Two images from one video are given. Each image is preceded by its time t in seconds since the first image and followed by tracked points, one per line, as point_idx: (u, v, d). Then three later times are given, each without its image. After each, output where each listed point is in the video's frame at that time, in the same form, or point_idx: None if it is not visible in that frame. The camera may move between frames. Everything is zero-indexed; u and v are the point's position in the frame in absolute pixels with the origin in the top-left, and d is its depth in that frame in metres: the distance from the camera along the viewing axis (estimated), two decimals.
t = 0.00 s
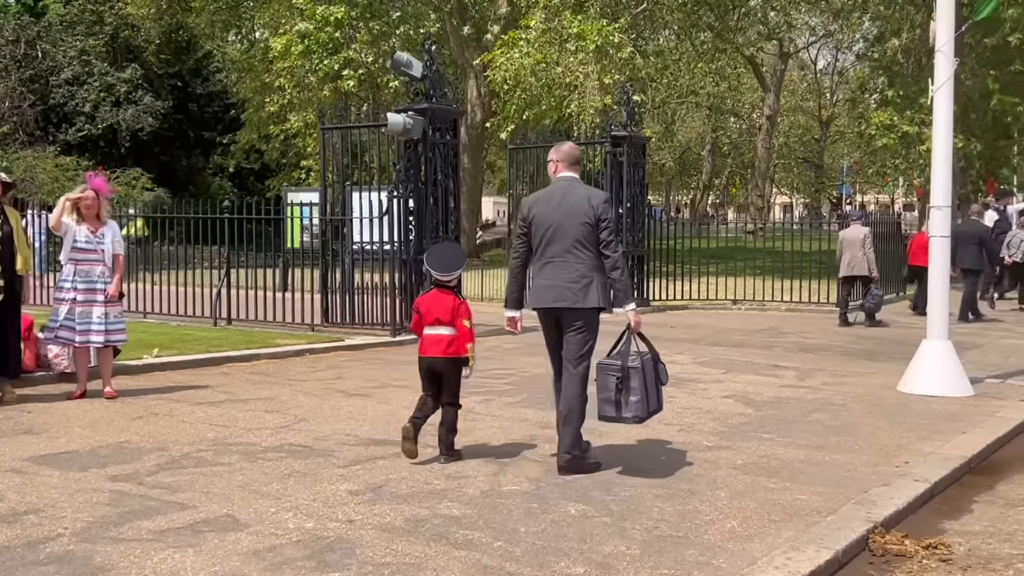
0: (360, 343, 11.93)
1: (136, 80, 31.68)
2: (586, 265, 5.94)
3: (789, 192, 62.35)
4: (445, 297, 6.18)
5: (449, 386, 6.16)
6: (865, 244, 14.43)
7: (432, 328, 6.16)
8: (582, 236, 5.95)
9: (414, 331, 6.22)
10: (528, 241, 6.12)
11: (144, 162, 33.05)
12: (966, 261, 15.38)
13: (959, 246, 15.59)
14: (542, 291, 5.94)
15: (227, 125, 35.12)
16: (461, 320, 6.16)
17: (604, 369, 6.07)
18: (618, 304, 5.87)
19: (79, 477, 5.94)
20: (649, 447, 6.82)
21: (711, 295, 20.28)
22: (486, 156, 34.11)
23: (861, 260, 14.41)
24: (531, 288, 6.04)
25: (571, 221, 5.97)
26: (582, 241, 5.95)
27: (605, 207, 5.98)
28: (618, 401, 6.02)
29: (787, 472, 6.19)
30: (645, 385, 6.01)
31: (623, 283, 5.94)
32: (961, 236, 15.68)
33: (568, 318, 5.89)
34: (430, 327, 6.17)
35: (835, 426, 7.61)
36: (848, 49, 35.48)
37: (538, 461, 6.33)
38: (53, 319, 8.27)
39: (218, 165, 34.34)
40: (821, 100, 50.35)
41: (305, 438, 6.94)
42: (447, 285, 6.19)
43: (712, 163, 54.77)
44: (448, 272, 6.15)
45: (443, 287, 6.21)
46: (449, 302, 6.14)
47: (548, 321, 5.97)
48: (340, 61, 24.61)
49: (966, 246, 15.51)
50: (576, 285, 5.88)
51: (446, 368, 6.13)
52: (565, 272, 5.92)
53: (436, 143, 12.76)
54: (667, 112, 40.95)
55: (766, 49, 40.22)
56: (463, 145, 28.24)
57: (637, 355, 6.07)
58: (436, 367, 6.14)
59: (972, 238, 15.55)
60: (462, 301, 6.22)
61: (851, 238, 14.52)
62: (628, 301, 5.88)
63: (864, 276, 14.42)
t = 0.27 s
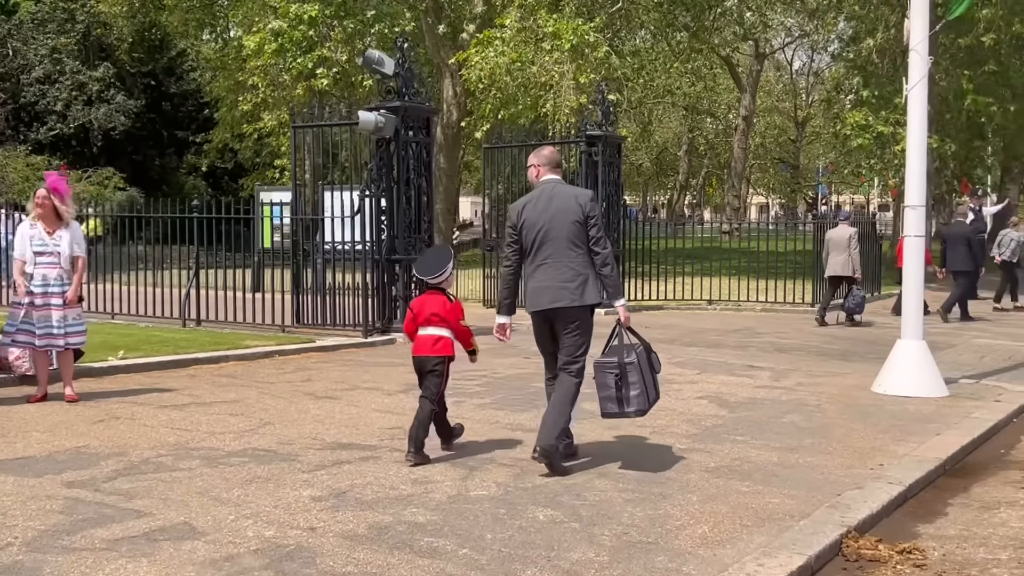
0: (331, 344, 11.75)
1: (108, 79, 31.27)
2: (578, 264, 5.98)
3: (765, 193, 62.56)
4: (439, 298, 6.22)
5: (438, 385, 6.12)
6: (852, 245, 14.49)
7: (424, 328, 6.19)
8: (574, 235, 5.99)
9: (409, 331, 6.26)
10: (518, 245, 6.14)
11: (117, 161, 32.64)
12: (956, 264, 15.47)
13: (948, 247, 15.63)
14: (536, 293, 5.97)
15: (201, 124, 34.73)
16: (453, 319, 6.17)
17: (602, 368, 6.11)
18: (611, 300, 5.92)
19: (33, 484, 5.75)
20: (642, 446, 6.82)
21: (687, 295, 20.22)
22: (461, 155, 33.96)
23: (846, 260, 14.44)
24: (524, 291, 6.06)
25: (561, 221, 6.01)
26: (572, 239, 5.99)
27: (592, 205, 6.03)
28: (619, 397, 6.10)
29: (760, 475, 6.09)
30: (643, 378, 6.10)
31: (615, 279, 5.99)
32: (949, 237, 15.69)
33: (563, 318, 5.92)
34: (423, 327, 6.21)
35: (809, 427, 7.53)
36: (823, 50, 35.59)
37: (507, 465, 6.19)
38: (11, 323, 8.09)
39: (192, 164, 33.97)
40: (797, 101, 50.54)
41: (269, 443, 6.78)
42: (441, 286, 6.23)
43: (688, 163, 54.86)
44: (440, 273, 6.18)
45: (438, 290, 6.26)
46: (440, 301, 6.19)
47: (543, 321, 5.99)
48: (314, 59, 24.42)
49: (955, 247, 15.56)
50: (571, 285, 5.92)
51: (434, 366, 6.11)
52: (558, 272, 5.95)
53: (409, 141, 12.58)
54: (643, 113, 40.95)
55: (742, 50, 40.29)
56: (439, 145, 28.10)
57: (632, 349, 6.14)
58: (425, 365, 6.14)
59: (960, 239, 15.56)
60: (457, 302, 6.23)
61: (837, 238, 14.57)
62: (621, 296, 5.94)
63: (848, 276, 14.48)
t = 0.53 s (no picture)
0: (299, 346, 11.55)
1: (80, 78, 30.91)
2: (561, 263, 6.05)
3: (742, 194, 62.73)
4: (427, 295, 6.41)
5: (429, 380, 6.32)
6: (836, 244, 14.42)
7: (415, 325, 6.38)
8: (556, 234, 6.05)
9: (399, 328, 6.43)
10: (501, 245, 6.19)
11: (89, 161, 32.28)
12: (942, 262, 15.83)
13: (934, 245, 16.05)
14: (521, 293, 6.04)
15: (175, 124, 34.32)
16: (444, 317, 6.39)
17: (592, 365, 6.17)
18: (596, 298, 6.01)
19: None
20: (624, 444, 6.93)
21: (662, 296, 20.16)
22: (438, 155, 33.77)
23: (830, 260, 14.34)
24: (509, 291, 6.13)
25: (543, 221, 6.06)
26: (555, 239, 6.05)
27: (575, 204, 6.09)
28: (610, 394, 6.15)
29: (730, 481, 5.97)
30: (633, 374, 6.17)
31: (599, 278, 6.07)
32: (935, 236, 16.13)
33: (549, 316, 6.00)
34: (414, 324, 6.38)
35: (781, 431, 7.42)
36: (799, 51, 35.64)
37: (472, 472, 6.04)
38: None
39: (165, 164, 33.64)
40: (773, 102, 50.66)
41: (229, 450, 6.60)
42: (428, 284, 6.42)
43: (666, 164, 54.87)
44: (426, 270, 6.36)
45: (426, 286, 6.46)
46: (430, 299, 6.39)
47: (528, 320, 6.06)
48: (287, 58, 24.23)
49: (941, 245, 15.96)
50: (554, 285, 6.00)
51: (427, 363, 6.30)
52: (542, 272, 6.02)
53: (379, 141, 12.40)
54: (619, 113, 40.93)
55: (718, 51, 40.36)
56: (414, 145, 27.90)
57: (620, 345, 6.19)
58: (418, 363, 6.31)
59: (946, 237, 16.02)
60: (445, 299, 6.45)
61: (822, 239, 14.53)
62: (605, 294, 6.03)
63: (834, 276, 14.38)
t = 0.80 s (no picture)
0: (271, 349, 11.38)
1: (54, 77, 30.55)
2: (557, 270, 6.08)
3: (720, 194, 62.84)
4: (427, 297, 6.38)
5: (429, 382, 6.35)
6: (824, 245, 14.66)
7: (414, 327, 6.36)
8: (554, 241, 6.08)
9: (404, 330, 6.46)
10: (498, 248, 6.20)
11: (62, 161, 31.90)
12: (934, 266, 15.88)
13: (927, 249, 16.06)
14: (517, 298, 6.06)
15: (150, 123, 34.00)
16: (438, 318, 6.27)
17: (580, 371, 6.19)
18: (589, 306, 6.06)
19: None
20: (617, 442, 7.01)
21: (639, 296, 20.09)
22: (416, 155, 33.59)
23: (817, 260, 14.60)
24: (504, 295, 6.15)
25: (542, 227, 6.09)
26: (553, 246, 6.08)
27: (573, 212, 6.11)
28: (597, 401, 6.18)
29: (704, 486, 5.86)
30: (620, 383, 6.21)
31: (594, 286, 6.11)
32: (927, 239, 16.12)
33: (544, 322, 6.03)
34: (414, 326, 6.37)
35: (757, 434, 7.33)
36: (776, 51, 35.68)
37: (442, 478, 5.91)
38: None
39: (140, 164, 33.30)
40: (751, 102, 50.77)
41: (194, 457, 6.43)
42: (430, 285, 6.40)
43: (644, 164, 54.90)
44: (429, 273, 6.38)
45: (427, 288, 6.41)
46: (426, 301, 6.33)
47: (522, 325, 6.08)
48: (262, 57, 23.99)
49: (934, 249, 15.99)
50: (550, 291, 6.03)
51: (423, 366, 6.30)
52: (539, 278, 6.05)
53: (352, 140, 12.20)
54: (598, 113, 40.89)
55: (697, 51, 40.39)
56: (392, 144, 27.72)
57: (609, 354, 6.23)
58: (416, 366, 6.33)
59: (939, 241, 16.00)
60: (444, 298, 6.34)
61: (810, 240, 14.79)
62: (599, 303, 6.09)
63: (821, 277, 14.63)
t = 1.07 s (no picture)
0: (244, 350, 11.19)
1: (28, 75, 30.15)
2: (553, 263, 6.22)
3: (700, 194, 62.93)
4: (429, 292, 6.42)
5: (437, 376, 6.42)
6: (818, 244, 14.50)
7: (419, 321, 6.44)
8: (550, 235, 6.23)
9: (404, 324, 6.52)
10: (494, 243, 6.34)
11: (35, 160, 31.49)
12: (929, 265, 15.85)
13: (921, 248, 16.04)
14: (512, 290, 6.18)
15: (126, 122, 33.61)
16: (446, 312, 6.41)
17: (572, 359, 6.40)
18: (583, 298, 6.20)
19: None
20: (611, 437, 7.13)
21: (617, 296, 20.00)
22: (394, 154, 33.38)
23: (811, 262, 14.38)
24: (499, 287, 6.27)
25: (539, 222, 6.24)
26: (548, 240, 6.22)
27: (569, 208, 6.28)
28: (585, 389, 6.36)
29: (682, 489, 5.76)
30: (610, 374, 6.36)
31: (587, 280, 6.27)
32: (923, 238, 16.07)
33: (538, 314, 6.14)
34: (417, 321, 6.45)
35: (735, 436, 7.24)
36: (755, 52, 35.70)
37: (415, 482, 5.78)
38: None
39: (116, 163, 32.92)
40: (730, 103, 50.83)
41: (160, 461, 6.28)
42: (430, 280, 6.43)
43: (624, 164, 54.87)
44: (428, 267, 6.38)
45: (427, 280, 6.45)
46: (430, 295, 6.40)
47: (517, 317, 6.21)
48: (239, 55, 23.72)
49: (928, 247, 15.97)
50: (545, 283, 6.15)
51: (433, 360, 6.40)
52: (535, 270, 6.18)
53: (327, 139, 12.01)
54: (577, 113, 40.81)
55: (676, 51, 40.38)
56: (370, 144, 27.46)
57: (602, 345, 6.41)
58: (423, 360, 6.41)
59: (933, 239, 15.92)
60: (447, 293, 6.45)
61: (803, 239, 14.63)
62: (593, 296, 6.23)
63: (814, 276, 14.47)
